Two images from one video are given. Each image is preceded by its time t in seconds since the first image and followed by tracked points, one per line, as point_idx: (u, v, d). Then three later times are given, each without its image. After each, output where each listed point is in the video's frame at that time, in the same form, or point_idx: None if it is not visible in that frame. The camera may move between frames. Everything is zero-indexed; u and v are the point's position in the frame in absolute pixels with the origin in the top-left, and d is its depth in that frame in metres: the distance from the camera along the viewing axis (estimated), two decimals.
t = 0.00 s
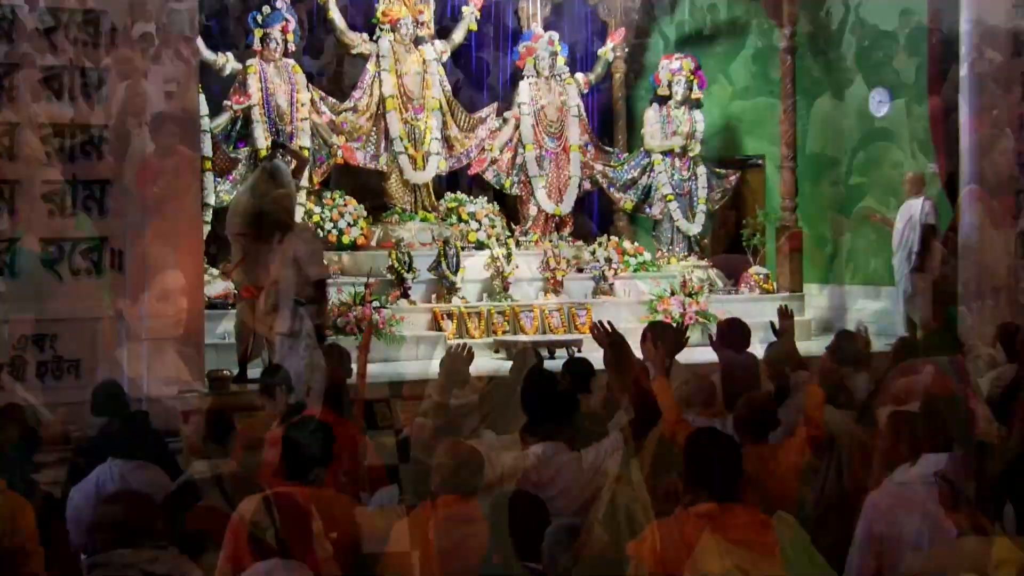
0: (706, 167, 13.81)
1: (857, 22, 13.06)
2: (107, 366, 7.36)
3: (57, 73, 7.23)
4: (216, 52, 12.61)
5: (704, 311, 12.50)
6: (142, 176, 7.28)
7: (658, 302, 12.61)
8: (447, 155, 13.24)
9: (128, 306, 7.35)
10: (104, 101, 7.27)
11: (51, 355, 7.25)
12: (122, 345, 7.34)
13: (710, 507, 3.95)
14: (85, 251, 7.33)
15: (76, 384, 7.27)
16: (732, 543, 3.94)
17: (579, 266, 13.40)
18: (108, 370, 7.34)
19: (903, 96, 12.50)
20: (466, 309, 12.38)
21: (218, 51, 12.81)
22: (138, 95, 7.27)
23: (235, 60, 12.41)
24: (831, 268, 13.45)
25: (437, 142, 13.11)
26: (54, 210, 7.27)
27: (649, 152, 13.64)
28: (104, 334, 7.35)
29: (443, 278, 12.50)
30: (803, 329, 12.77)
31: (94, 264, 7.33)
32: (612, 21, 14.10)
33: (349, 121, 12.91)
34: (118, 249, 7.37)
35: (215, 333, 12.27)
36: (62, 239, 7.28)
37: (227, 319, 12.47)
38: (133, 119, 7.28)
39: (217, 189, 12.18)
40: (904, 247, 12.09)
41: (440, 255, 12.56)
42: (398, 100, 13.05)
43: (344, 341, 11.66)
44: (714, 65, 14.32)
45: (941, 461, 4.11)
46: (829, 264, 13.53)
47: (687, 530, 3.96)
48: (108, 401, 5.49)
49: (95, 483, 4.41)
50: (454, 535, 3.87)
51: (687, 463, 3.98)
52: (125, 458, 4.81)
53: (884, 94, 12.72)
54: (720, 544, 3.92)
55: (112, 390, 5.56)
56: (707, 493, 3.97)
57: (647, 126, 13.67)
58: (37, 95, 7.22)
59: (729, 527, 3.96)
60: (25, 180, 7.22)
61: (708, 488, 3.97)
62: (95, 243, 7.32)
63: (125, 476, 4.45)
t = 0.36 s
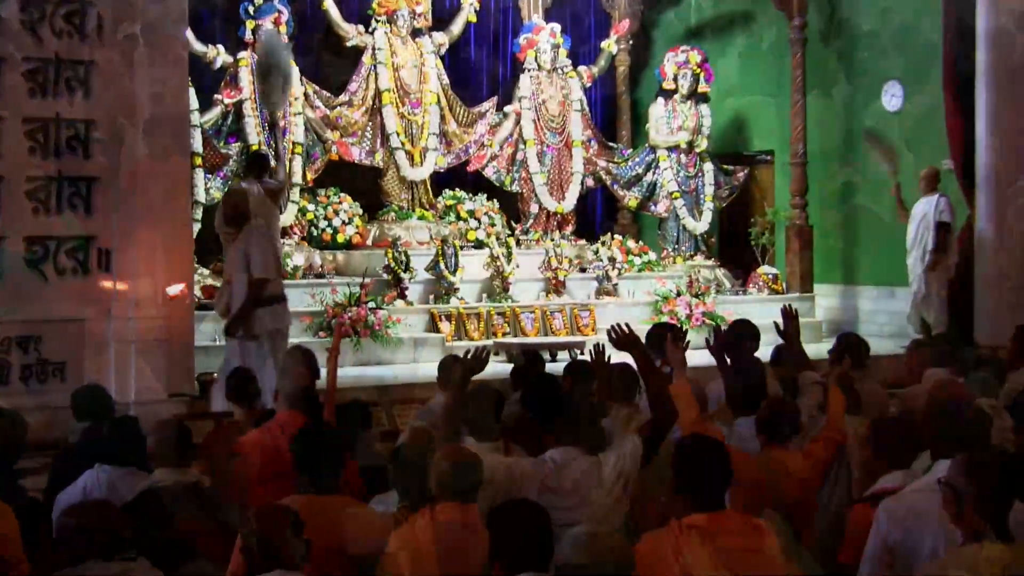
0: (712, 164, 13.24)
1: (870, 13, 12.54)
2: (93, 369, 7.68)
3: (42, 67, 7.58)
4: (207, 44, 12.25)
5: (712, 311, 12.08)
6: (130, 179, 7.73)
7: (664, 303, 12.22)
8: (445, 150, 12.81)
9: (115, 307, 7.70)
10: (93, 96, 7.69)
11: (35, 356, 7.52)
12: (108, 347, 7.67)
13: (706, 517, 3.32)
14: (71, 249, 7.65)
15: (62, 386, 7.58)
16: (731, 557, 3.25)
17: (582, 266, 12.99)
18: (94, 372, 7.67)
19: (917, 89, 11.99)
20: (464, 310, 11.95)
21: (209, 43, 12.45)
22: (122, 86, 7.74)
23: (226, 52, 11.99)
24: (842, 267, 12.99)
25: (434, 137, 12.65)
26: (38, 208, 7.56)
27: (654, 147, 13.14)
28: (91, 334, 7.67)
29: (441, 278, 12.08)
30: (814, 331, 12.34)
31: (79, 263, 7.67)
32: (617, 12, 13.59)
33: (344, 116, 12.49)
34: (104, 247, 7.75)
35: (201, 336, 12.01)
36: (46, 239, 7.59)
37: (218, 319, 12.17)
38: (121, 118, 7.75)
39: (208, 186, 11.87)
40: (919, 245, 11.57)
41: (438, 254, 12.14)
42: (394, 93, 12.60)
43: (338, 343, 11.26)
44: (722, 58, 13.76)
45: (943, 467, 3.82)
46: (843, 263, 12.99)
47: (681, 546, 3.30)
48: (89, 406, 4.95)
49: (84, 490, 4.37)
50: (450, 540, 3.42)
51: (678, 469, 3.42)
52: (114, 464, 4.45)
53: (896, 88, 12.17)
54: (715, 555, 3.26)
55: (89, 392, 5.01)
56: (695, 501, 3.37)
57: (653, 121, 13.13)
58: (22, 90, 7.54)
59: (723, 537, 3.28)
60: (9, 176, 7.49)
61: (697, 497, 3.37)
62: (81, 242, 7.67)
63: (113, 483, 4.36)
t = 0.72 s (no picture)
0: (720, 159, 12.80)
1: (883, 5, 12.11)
2: (79, 375, 7.53)
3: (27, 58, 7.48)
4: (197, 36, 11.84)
5: (719, 313, 11.67)
6: (126, 180, 7.61)
7: (671, 305, 11.85)
8: (444, 146, 12.39)
9: (103, 308, 7.54)
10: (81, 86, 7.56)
11: (18, 360, 7.38)
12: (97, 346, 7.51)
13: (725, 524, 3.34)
14: (58, 247, 7.50)
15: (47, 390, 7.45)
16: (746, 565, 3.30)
17: (585, 266, 12.57)
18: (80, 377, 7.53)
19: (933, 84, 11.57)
20: (463, 312, 11.54)
21: (198, 35, 12.02)
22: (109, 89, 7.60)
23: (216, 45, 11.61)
24: (854, 267, 12.56)
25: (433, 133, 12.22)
26: (21, 205, 7.44)
27: (659, 143, 12.71)
28: (76, 334, 7.51)
29: (438, 279, 11.67)
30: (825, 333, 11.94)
31: (65, 263, 7.51)
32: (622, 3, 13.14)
33: (339, 111, 12.09)
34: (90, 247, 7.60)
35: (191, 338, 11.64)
36: (30, 239, 7.45)
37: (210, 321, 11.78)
38: (111, 121, 7.62)
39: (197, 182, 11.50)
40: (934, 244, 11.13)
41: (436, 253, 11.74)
42: (391, 87, 12.19)
43: (333, 345, 10.87)
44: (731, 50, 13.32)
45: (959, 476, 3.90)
46: (854, 262, 12.56)
47: (701, 552, 3.30)
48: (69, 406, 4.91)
49: (71, 497, 4.20)
50: (449, 554, 3.43)
51: (700, 470, 3.44)
52: (100, 472, 4.25)
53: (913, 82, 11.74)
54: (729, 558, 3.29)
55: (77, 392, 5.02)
56: (715, 509, 3.39)
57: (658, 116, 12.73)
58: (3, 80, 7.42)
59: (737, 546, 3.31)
60: None
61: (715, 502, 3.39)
62: (67, 241, 7.52)
63: (100, 493, 4.19)
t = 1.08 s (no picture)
0: (727, 155, 12.39)
1: None
2: (63, 381, 7.07)
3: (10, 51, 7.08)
4: (187, 27, 11.42)
5: (727, 315, 11.25)
6: (114, 175, 7.18)
7: (677, 306, 11.45)
8: (441, 142, 11.99)
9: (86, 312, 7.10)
10: (66, 79, 7.15)
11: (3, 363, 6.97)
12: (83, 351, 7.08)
13: (764, 529, 3.33)
14: (43, 246, 7.11)
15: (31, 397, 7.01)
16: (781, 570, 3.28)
17: (588, 266, 12.17)
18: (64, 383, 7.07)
19: (950, 77, 11.18)
20: (462, 313, 11.15)
21: (188, 26, 11.61)
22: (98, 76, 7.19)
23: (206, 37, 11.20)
24: (866, 267, 12.15)
25: (430, 128, 11.82)
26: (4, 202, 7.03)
27: (665, 138, 12.30)
28: (63, 338, 7.09)
29: (437, 279, 11.25)
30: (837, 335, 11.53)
31: (49, 262, 7.11)
32: None
33: (334, 105, 11.68)
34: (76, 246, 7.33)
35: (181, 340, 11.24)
36: (15, 236, 7.06)
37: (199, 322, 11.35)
38: (98, 115, 7.20)
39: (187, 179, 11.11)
40: (949, 243, 10.72)
41: (434, 252, 11.34)
42: (387, 81, 11.78)
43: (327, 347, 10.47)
44: (738, 42, 12.92)
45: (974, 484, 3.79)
46: (866, 262, 12.15)
47: (737, 554, 3.27)
48: (56, 408, 4.79)
49: (56, 505, 4.09)
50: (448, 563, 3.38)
51: (749, 475, 3.43)
52: (87, 478, 4.16)
53: (928, 75, 11.35)
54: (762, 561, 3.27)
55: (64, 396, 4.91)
56: (755, 514, 3.37)
57: (664, 111, 12.33)
58: None
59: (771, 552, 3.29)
60: None
61: (753, 505, 3.38)
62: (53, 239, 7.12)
63: (86, 497, 4.10)
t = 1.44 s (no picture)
0: (735, 151, 11.96)
1: None
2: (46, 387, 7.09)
3: None
4: (175, 19, 11.04)
5: (734, 316, 10.86)
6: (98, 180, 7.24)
7: (682, 307, 11.08)
8: (439, 138, 11.59)
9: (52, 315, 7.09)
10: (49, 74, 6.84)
11: None
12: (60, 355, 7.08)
13: (821, 533, 3.27)
14: (25, 247, 7.18)
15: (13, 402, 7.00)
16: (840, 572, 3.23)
17: (591, 266, 11.77)
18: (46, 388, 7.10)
19: (966, 70, 10.79)
20: (460, 314, 10.76)
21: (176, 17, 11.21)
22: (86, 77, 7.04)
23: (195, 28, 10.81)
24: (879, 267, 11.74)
25: (427, 123, 11.42)
26: None
27: (670, 134, 11.91)
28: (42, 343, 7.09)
29: (434, 279, 10.85)
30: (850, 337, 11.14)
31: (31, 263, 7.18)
32: None
33: (327, 99, 11.30)
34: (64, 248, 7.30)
35: (170, 342, 10.85)
36: None
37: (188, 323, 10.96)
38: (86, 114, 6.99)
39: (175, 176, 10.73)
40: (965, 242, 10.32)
41: (431, 252, 10.95)
42: (383, 75, 11.37)
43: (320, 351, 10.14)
44: (746, 35, 12.52)
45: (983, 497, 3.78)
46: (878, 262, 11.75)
47: (802, 554, 3.22)
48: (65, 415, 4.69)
49: (44, 512, 4.16)
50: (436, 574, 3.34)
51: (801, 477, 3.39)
52: (73, 487, 4.19)
53: (943, 68, 10.96)
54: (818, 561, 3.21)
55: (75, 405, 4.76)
56: (812, 515, 3.32)
57: (669, 105, 11.93)
58: None
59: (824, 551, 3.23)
60: None
61: (813, 504, 3.31)
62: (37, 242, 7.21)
63: (74, 508, 4.13)
